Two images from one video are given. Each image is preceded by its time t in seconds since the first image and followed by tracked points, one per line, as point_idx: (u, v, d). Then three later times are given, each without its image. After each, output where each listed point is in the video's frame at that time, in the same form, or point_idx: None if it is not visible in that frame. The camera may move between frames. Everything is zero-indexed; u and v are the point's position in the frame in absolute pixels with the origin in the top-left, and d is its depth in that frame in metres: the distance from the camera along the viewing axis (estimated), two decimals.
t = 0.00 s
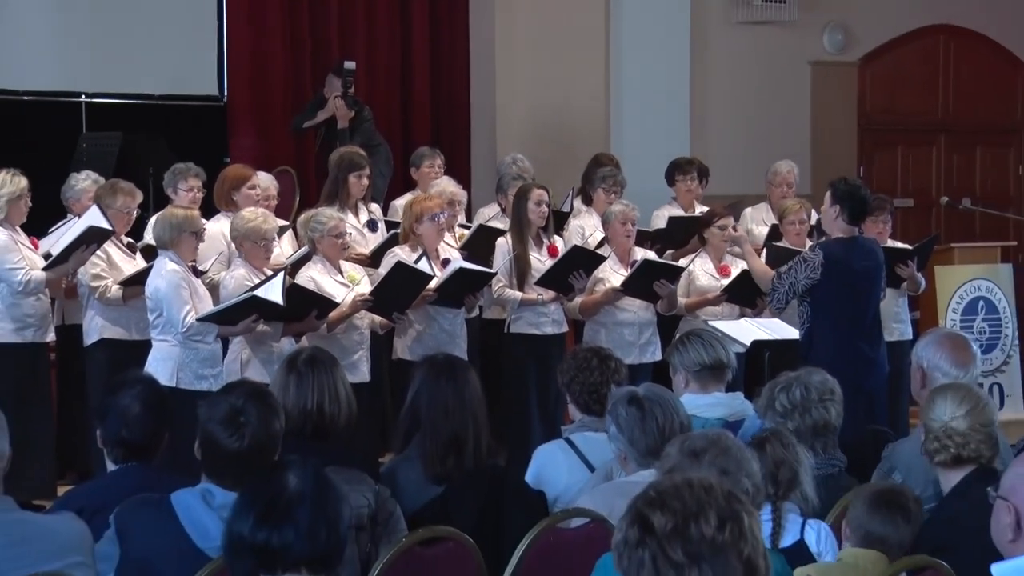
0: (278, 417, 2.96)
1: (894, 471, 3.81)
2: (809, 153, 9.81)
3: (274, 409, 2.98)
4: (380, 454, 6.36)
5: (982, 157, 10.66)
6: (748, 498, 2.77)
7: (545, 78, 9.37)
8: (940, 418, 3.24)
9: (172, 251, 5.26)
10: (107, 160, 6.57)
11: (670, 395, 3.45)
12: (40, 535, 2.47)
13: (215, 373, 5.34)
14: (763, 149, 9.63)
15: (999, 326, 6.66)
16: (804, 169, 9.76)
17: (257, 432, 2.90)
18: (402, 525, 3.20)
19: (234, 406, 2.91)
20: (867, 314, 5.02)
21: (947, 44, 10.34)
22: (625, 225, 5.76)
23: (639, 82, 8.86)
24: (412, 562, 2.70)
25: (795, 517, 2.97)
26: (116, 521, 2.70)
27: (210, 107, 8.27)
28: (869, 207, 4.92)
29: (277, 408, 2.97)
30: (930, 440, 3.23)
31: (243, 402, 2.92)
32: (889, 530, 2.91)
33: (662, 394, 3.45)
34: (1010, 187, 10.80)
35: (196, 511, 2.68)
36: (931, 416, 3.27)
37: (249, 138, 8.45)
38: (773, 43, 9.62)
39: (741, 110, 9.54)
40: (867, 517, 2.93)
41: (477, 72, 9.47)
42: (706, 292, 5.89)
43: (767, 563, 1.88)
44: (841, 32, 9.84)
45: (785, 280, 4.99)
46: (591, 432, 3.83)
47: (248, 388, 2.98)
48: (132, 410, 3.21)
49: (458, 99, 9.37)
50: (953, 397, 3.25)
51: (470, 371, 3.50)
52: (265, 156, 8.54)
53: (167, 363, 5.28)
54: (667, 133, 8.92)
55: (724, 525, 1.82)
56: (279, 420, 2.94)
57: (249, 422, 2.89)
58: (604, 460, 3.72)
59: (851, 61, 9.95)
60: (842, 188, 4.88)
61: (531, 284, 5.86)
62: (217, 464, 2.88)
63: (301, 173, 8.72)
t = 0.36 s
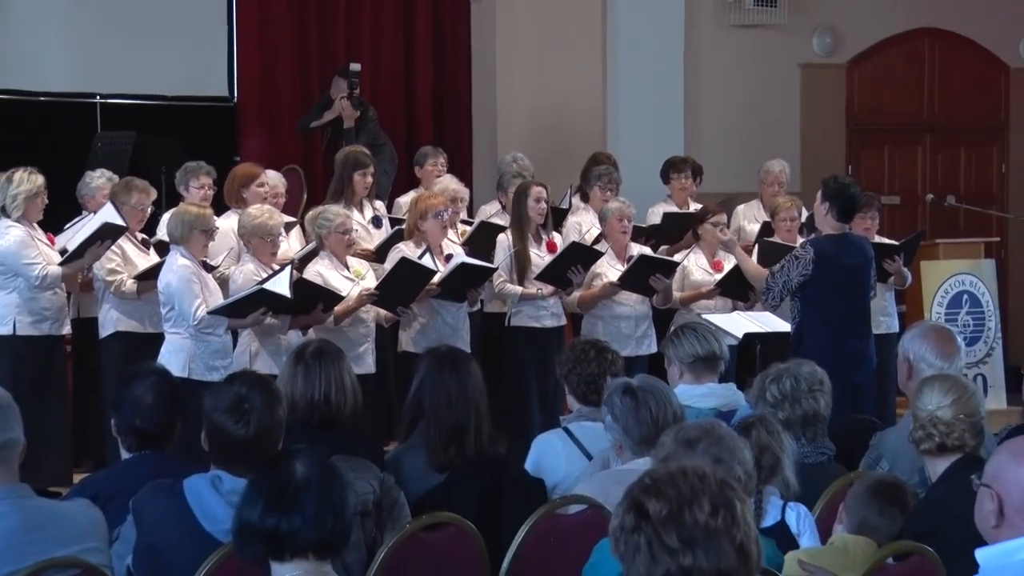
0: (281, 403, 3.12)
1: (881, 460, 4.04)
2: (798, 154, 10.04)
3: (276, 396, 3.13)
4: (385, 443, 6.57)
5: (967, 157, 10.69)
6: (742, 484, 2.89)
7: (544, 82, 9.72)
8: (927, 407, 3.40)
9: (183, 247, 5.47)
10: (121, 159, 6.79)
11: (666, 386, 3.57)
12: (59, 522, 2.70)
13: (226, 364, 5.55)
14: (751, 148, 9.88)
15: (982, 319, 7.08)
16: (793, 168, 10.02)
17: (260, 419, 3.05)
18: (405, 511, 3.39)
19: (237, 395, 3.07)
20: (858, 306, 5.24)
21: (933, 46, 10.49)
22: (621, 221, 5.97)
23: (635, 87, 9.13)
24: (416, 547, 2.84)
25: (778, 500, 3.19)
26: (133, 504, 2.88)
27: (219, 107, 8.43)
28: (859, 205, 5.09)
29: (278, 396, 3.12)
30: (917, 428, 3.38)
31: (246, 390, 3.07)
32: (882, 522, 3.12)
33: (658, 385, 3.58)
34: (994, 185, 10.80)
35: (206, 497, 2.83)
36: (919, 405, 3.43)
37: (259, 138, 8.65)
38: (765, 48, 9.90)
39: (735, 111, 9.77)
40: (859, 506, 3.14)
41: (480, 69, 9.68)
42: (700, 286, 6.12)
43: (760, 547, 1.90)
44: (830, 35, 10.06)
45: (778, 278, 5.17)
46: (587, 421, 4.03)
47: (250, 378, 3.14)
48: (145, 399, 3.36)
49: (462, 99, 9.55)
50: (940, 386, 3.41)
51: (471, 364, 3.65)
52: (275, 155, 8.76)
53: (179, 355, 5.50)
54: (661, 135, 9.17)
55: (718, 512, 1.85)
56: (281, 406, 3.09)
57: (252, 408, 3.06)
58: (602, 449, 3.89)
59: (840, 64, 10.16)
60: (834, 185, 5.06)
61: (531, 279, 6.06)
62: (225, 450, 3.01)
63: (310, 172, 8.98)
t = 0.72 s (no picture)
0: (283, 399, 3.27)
1: (869, 450, 4.15)
2: (789, 154, 10.28)
3: (278, 390, 3.27)
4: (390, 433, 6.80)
5: (951, 156, 11.00)
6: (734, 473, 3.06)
7: (544, 84, 9.93)
8: (917, 396, 3.51)
9: (196, 244, 5.68)
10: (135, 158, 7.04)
11: (660, 378, 3.75)
12: (69, 509, 2.85)
13: (238, 357, 5.77)
14: (743, 147, 10.09)
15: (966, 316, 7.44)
16: (784, 167, 10.25)
17: (266, 410, 3.19)
18: (409, 499, 3.55)
19: (244, 387, 3.20)
20: (851, 301, 5.46)
21: (920, 51, 10.75)
22: (619, 220, 6.18)
23: (627, 93, 9.37)
24: (419, 535, 2.99)
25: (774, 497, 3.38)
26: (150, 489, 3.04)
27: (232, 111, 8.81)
28: (850, 204, 5.30)
29: (280, 389, 3.27)
30: (908, 416, 3.51)
31: (251, 383, 3.21)
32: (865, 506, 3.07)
33: (652, 376, 3.75)
34: (977, 185, 11.11)
35: (214, 482, 3.00)
36: (908, 394, 3.53)
37: (269, 136, 8.95)
38: (756, 52, 10.09)
39: (728, 112, 10.01)
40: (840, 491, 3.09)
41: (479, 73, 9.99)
42: (694, 282, 6.30)
43: (752, 535, 2.09)
44: (820, 39, 10.29)
45: (779, 282, 5.42)
46: (584, 412, 4.25)
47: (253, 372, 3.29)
48: (157, 392, 3.51)
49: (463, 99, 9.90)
50: (930, 378, 3.50)
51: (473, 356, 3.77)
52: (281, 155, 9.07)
53: (191, 348, 5.72)
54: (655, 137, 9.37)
55: (710, 499, 2.04)
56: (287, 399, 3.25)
57: (258, 400, 3.19)
58: (598, 439, 4.10)
59: (829, 67, 10.40)
60: (825, 185, 5.27)
61: (531, 275, 6.29)
62: (231, 440, 3.15)
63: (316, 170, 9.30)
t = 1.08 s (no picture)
0: (279, 393, 3.41)
1: (857, 442, 4.32)
2: (780, 156, 10.51)
3: (273, 388, 3.40)
4: (394, 426, 7.03)
5: (937, 157, 11.21)
6: (727, 466, 3.21)
7: (541, 86, 10.13)
8: (919, 384, 3.56)
9: (206, 242, 5.90)
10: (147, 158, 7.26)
11: (654, 372, 3.89)
12: (84, 499, 2.92)
13: (247, 351, 5.99)
14: (736, 147, 10.32)
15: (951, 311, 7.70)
16: (775, 167, 10.48)
17: (264, 408, 3.32)
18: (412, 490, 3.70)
19: (243, 386, 3.33)
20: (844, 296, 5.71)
21: (907, 56, 10.99)
22: (615, 219, 6.39)
23: (626, 96, 9.53)
24: (424, 523, 3.19)
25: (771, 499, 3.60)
26: (157, 488, 3.19)
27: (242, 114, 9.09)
28: (844, 203, 5.51)
29: (275, 385, 3.42)
30: (913, 402, 3.55)
31: (249, 381, 3.34)
32: (816, 480, 3.18)
33: (647, 371, 3.90)
34: (963, 184, 11.34)
35: (222, 473, 3.13)
36: (908, 381, 3.58)
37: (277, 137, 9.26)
38: (749, 56, 10.34)
39: (722, 115, 10.24)
40: (793, 469, 3.22)
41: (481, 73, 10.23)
42: (687, 279, 6.51)
43: (744, 522, 2.21)
44: (810, 44, 10.50)
45: (777, 279, 5.65)
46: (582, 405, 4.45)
47: (246, 370, 3.42)
48: (169, 385, 3.67)
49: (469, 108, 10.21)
50: (928, 364, 3.58)
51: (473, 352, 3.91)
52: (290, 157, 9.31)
53: (202, 343, 5.94)
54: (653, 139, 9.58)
55: (704, 489, 2.17)
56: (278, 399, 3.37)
57: (255, 398, 3.32)
58: (596, 431, 4.26)
59: (819, 72, 10.63)
60: (820, 185, 5.47)
61: (531, 272, 6.50)
62: (233, 435, 3.30)
63: (324, 171, 9.53)
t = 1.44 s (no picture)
0: (260, 387, 3.53)
1: (846, 433, 4.46)
2: (772, 156, 10.74)
3: (257, 381, 3.52)
4: (398, 417, 7.27)
5: (923, 158, 11.49)
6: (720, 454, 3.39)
7: (540, 88, 10.35)
8: (904, 375, 3.73)
9: (216, 240, 6.11)
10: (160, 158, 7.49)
11: (649, 365, 4.08)
12: (98, 490, 3.00)
13: (254, 346, 6.20)
14: (729, 147, 10.55)
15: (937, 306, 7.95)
16: (767, 167, 10.72)
17: (248, 401, 3.43)
18: (415, 479, 3.85)
19: (226, 379, 3.44)
20: (839, 291, 5.93)
21: (894, 60, 11.24)
22: (612, 218, 6.61)
23: (624, 97, 9.81)
24: (426, 512, 3.38)
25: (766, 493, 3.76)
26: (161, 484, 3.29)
27: (252, 116, 9.42)
28: (840, 201, 5.75)
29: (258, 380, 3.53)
30: (899, 394, 3.71)
31: (232, 373, 3.45)
32: (788, 470, 3.29)
33: (642, 365, 4.07)
34: (947, 185, 11.62)
35: (221, 463, 3.24)
36: (893, 373, 3.75)
37: (285, 138, 9.51)
38: (742, 60, 10.56)
39: (716, 116, 10.47)
40: (764, 460, 3.33)
41: (479, 78, 10.44)
42: (681, 276, 6.76)
43: (737, 511, 2.24)
44: (800, 48, 10.76)
45: (774, 274, 5.88)
46: (579, 396, 4.65)
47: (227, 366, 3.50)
48: (181, 376, 3.86)
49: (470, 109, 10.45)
50: (911, 357, 3.77)
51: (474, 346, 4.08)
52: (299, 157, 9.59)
53: (212, 337, 6.12)
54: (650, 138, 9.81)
55: (698, 477, 2.21)
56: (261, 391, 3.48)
57: (240, 392, 3.43)
58: (594, 423, 4.44)
59: (809, 76, 10.86)
60: (815, 184, 5.72)
61: (531, 269, 6.72)
62: (221, 427, 3.39)
63: (330, 170, 9.79)
